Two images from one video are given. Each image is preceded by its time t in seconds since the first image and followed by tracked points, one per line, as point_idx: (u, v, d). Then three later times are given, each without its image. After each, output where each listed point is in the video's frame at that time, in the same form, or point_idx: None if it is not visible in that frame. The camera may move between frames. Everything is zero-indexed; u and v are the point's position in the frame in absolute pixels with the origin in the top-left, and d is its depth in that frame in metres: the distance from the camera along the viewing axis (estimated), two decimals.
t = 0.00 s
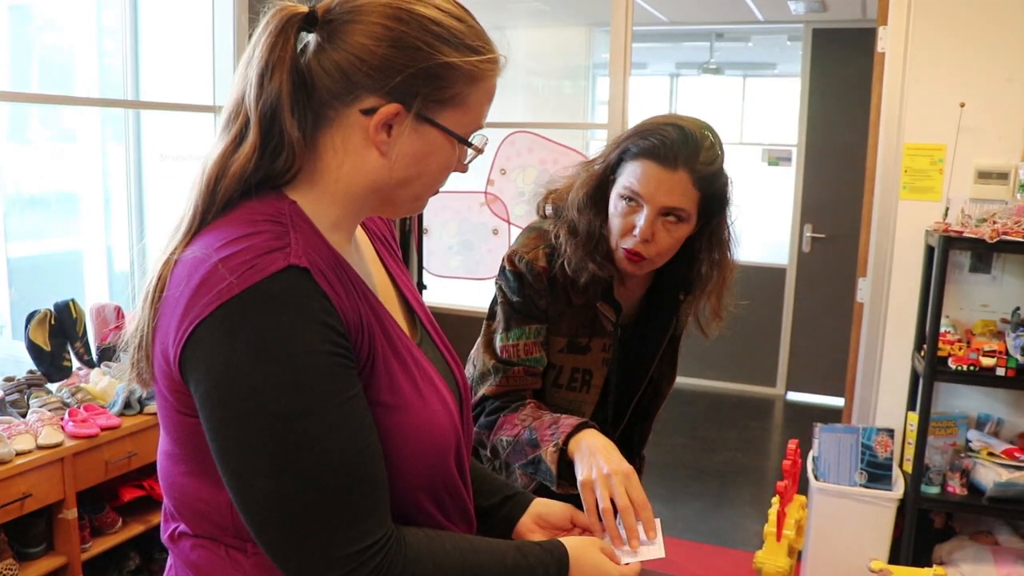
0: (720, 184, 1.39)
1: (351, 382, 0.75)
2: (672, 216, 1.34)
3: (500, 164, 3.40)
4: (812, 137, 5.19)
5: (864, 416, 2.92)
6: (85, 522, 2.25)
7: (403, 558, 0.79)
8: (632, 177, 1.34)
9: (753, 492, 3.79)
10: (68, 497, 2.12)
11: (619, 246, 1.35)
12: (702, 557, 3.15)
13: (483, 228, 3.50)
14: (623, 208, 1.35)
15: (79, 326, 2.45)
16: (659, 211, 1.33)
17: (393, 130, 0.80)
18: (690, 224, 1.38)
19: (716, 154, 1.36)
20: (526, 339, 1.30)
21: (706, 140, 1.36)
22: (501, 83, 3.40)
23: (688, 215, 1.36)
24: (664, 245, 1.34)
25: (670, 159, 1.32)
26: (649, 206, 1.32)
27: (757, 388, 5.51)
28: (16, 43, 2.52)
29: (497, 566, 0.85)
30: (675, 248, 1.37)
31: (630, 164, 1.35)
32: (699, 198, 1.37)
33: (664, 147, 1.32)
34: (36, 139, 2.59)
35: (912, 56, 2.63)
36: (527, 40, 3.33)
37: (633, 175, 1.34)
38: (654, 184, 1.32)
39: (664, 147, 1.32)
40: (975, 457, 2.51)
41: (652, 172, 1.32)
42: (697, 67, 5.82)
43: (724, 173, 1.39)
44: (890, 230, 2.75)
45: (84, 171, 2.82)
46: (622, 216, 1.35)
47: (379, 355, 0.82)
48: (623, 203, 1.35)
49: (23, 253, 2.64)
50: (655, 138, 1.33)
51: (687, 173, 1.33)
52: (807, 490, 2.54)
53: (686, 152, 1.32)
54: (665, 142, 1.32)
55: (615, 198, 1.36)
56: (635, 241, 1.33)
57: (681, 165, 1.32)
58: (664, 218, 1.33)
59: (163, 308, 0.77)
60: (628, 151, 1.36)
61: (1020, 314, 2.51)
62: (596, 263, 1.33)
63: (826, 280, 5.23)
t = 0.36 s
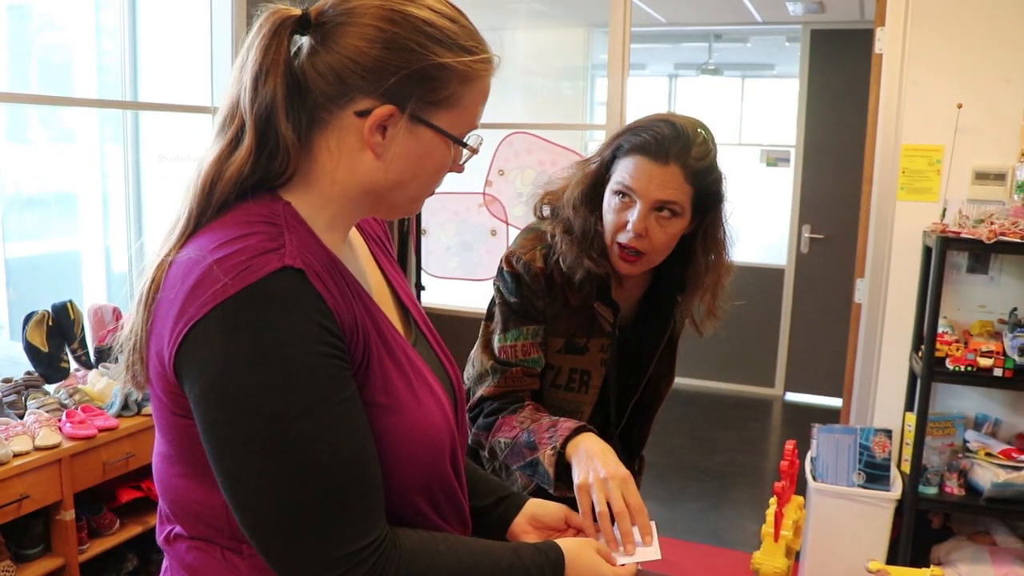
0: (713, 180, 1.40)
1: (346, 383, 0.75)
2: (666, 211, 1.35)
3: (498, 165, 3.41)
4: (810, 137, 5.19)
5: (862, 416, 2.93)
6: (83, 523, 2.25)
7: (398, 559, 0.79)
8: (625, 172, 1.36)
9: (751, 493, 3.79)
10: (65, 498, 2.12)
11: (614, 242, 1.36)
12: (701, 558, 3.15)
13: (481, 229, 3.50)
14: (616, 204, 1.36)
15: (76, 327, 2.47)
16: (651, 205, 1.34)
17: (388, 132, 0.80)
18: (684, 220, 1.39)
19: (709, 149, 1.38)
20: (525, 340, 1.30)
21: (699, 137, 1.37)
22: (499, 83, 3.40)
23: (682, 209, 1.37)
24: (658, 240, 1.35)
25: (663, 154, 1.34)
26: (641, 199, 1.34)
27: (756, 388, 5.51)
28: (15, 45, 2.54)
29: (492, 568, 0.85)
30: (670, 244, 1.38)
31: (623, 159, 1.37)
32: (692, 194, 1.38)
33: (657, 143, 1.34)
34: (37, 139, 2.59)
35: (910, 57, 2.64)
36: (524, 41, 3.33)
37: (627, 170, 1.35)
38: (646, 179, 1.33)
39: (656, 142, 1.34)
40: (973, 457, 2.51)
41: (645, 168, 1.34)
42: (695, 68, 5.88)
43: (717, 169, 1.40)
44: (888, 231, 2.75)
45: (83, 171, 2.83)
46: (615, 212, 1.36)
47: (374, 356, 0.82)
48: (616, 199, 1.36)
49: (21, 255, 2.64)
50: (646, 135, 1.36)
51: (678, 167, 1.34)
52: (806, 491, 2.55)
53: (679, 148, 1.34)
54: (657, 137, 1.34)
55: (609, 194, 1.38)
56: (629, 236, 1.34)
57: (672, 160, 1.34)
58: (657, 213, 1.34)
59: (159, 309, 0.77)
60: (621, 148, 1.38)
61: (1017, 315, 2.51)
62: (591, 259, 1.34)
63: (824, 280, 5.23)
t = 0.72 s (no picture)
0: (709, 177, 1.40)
1: (343, 380, 0.75)
2: (660, 208, 1.35)
3: (495, 166, 3.41)
4: (807, 138, 5.19)
5: (859, 417, 2.93)
6: (80, 525, 2.25)
7: (393, 556, 0.79)
8: (620, 170, 1.35)
9: (749, 493, 3.80)
10: (63, 500, 2.12)
11: (610, 240, 1.36)
12: (699, 558, 3.15)
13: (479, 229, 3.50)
14: (612, 201, 1.36)
15: (73, 328, 2.47)
16: (646, 201, 1.33)
17: (367, 119, 0.80)
18: (680, 216, 1.38)
19: (703, 146, 1.38)
20: (522, 340, 1.30)
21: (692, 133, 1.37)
22: (496, 84, 3.40)
23: (676, 204, 1.36)
24: (654, 237, 1.35)
25: (658, 152, 1.33)
26: (635, 196, 1.33)
27: (754, 389, 5.52)
28: (13, 46, 2.54)
29: (487, 568, 0.85)
30: (665, 241, 1.38)
31: (618, 157, 1.37)
32: (687, 191, 1.38)
33: (651, 141, 1.34)
34: (35, 142, 2.59)
35: (907, 57, 2.64)
36: (522, 42, 3.33)
37: (621, 167, 1.35)
38: (640, 177, 1.33)
39: (650, 139, 1.34)
40: (970, 457, 2.51)
41: (639, 165, 1.33)
42: (693, 68, 5.84)
43: (712, 165, 1.40)
44: (885, 231, 2.75)
45: (81, 172, 2.83)
46: (611, 210, 1.35)
47: (371, 354, 0.82)
48: (612, 197, 1.36)
49: (19, 257, 2.65)
50: (640, 132, 1.36)
51: (673, 164, 1.34)
52: (804, 491, 2.56)
53: (674, 146, 1.34)
54: (651, 135, 1.34)
55: (605, 192, 1.37)
56: (624, 234, 1.34)
57: (666, 158, 1.34)
58: (652, 210, 1.34)
59: (157, 304, 0.77)
60: (615, 146, 1.38)
61: (1015, 315, 2.51)
62: (586, 258, 1.34)
63: (822, 280, 5.24)
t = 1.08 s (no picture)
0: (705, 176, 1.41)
1: (325, 367, 0.75)
2: (657, 206, 1.35)
3: (494, 165, 3.41)
4: (806, 138, 5.19)
5: (858, 417, 2.93)
6: (77, 524, 2.25)
7: (379, 545, 0.79)
8: (616, 167, 1.36)
9: (748, 493, 3.80)
10: (60, 499, 2.12)
11: (606, 239, 1.36)
12: (697, 559, 3.14)
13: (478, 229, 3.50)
14: (607, 199, 1.36)
15: (71, 327, 2.46)
16: (641, 199, 1.34)
17: (336, 114, 0.80)
18: (675, 216, 1.38)
19: (698, 144, 1.38)
20: (518, 340, 1.30)
21: (688, 132, 1.38)
22: (494, 84, 3.40)
23: (671, 203, 1.36)
24: (649, 236, 1.35)
25: (654, 149, 1.34)
26: (631, 194, 1.34)
27: (752, 389, 5.52)
28: (12, 44, 2.53)
29: (475, 564, 0.85)
30: (661, 240, 1.38)
31: (615, 154, 1.37)
32: (684, 190, 1.38)
33: (648, 139, 1.34)
34: (33, 140, 2.59)
35: (906, 58, 2.63)
36: (520, 41, 3.33)
37: (618, 165, 1.36)
38: (637, 174, 1.34)
39: (646, 137, 1.34)
40: (968, 458, 2.51)
41: (635, 163, 1.34)
42: (692, 68, 5.82)
43: (707, 164, 1.41)
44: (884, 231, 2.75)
45: (80, 171, 2.83)
46: (606, 208, 1.36)
47: (356, 343, 0.82)
48: (608, 195, 1.37)
49: (19, 255, 2.64)
50: (636, 130, 1.36)
51: (669, 162, 1.35)
52: (801, 491, 2.56)
53: (670, 144, 1.35)
54: (646, 133, 1.35)
55: (601, 190, 1.38)
56: (621, 232, 1.34)
57: (661, 155, 1.34)
58: (648, 208, 1.35)
59: (142, 296, 0.77)
60: (612, 143, 1.39)
61: (1012, 315, 2.51)
62: (583, 256, 1.34)
63: (820, 280, 5.24)
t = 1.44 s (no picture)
0: (700, 179, 1.41)
1: (329, 371, 0.74)
2: (651, 210, 1.35)
3: (493, 170, 3.41)
4: (804, 142, 5.20)
5: (856, 423, 2.93)
6: (74, 529, 2.25)
7: (377, 549, 0.79)
8: (611, 172, 1.36)
9: (746, 498, 3.79)
10: (57, 504, 2.12)
11: (601, 244, 1.36)
12: (696, 564, 3.14)
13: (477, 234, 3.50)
14: (602, 205, 1.36)
15: (68, 332, 2.46)
16: (635, 204, 1.34)
17: (365, 141, 0.80)
18: (670, 220, 1.38)
19: (693, 149, 1.38)
20: (511, 348, 1.30)
21: (683, 137, 1.38)
22: (493, 88, 3.40)
23: (665, 206, 1.36)
24: (644, 241, 1.35)
25: (648, 154, 1.34)
26: (626, 200, 1.34)
27: (751, 393, 5.51)
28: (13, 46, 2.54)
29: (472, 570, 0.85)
30: (656, 244, 1.37)
31: (609, 159, 1.37)
32: (677, 194, 1.38)
33: (642, 144, 1.35)
34: (33, 142, 2.60)
35: (904, 63, 2.63)
36: (520, 46, 3.33)
37: (612, 170, 1.36)
38: (631, 179, 1.34)
39: (641, 142, 1.35)
40: (967, 463, 2.51)
41: (630, 167, 1.34)
42: (691, 72, 5.84)
43: (702, 168, 1.41)
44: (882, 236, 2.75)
45: (79, 173, 2.83)
46: (601, 213, 1.36)
47: (359, 348, 0.82)
48: (603, 200, 1.36)
49: (17, 257, 2.64)
50: (631, 135, 1.37)
51: (663, 166, 1.35)
52: (800, 496, 2.55)
53: (664, 148, 1.35)
54: (641, 137, 1.35)
55: (596, 195, 1.38)
56: (615, 237, 1.34)
57: (655, 160, 1.34)
58: (642, 213, 1.34)
59: (145, 301, 0.77)
60: (607, 148, 1.38)
61: (1011, 320, 2.51)
62: (577, 263, 1.33)
63: (819, 284, 5.24)
